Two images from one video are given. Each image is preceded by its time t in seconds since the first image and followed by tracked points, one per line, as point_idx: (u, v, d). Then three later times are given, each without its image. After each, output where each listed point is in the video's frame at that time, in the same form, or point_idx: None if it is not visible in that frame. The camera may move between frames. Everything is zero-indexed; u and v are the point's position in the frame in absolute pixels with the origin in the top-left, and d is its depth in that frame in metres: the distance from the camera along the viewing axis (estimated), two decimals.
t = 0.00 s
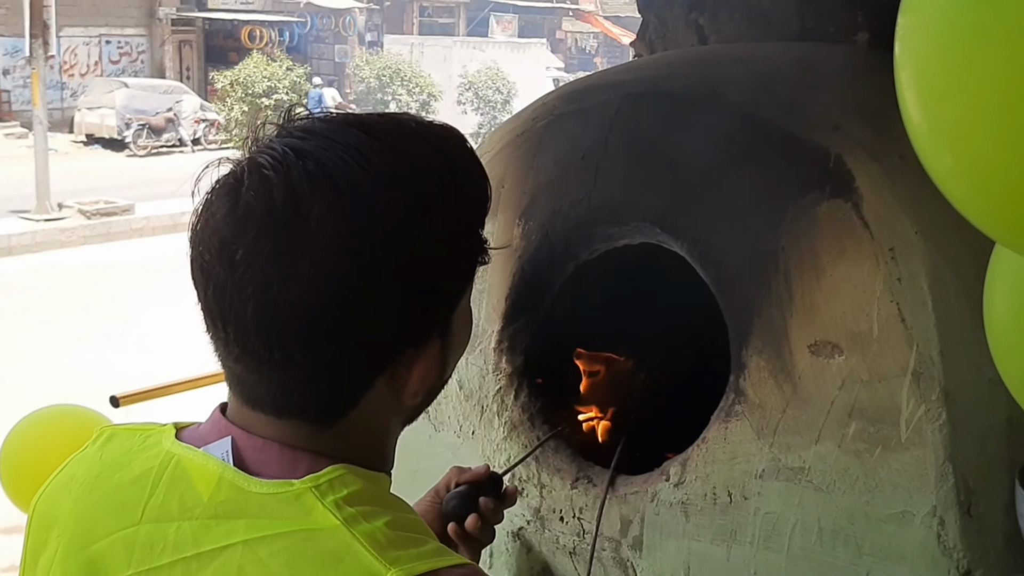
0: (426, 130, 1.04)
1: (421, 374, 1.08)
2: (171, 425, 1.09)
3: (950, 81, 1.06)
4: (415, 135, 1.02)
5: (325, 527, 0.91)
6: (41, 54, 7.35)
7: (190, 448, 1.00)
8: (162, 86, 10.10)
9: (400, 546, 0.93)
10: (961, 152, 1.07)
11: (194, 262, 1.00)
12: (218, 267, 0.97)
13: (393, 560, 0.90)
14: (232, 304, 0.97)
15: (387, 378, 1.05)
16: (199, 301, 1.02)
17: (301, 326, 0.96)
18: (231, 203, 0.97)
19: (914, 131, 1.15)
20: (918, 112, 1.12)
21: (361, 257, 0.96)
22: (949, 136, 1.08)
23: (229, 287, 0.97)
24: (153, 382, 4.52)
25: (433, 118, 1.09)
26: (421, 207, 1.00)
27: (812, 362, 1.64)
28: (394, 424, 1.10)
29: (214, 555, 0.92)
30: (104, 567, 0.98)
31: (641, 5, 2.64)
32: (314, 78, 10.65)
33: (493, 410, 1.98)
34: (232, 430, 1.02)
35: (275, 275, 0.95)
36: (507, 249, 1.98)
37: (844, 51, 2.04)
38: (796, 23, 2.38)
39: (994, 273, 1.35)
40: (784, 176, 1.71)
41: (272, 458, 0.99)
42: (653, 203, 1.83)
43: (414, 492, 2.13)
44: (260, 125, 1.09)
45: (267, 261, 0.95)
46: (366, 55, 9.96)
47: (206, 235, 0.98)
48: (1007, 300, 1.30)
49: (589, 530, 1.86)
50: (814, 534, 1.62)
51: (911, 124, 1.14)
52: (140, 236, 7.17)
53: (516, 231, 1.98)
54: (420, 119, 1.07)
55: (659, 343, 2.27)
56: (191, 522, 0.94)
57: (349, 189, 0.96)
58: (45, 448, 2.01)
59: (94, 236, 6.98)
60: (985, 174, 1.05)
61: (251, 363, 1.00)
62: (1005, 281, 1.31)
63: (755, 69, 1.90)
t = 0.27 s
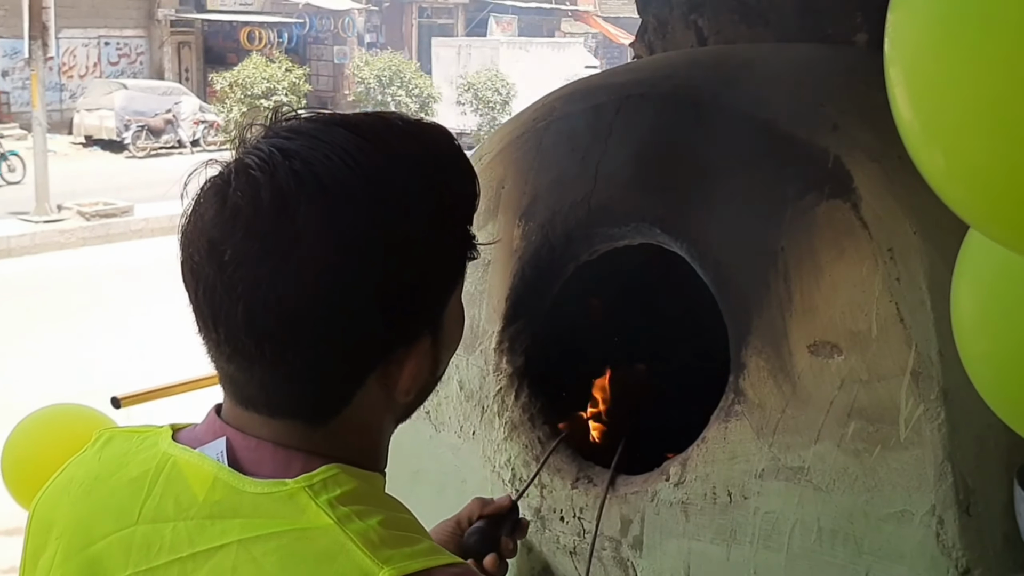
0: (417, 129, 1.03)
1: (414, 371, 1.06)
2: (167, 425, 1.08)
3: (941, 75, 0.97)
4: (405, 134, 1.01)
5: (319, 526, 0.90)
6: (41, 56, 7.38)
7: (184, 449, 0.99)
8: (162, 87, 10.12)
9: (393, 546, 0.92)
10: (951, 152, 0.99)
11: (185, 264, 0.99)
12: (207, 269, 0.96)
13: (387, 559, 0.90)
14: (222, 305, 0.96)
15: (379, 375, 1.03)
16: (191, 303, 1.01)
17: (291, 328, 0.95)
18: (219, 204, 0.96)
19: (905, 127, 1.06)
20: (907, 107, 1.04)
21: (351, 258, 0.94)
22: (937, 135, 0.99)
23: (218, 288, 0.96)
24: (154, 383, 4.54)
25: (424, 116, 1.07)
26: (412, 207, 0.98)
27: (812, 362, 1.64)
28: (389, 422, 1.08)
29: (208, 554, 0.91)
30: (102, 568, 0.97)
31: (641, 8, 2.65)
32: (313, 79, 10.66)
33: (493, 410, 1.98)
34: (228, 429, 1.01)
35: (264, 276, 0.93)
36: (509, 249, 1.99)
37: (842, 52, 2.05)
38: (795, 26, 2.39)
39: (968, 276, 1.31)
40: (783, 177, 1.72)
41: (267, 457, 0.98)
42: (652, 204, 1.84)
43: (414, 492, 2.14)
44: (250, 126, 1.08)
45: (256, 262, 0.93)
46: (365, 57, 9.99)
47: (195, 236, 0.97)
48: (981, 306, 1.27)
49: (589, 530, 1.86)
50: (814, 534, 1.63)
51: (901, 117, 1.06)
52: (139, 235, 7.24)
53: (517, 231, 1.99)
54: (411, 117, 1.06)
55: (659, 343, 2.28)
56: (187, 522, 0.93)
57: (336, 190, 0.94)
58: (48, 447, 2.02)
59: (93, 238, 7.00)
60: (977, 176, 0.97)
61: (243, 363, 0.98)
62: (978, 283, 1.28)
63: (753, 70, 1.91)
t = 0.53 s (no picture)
0: (415, 126, 1.03)
1: (416, 364, 1.06)
2: (172, 423, 1.08)
3: (941, 69, 0.98)
4: (403, 131, 1.02)
5: (324, 520, 0.91)
6: (40, 58, 7.39)
7: (190, 445, 0.99)
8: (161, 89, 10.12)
9: (396, 539, 0.92)
10: (949, 146, 0.99)
11: (187, 263, 1.00)
12: (209, 266, 0.97)
13: (392, 552, 0.90)
14: (225, 302, 0.96)
15: (382, 370, 1.03)
16: (194, 302, 1.01)
17: (293, 324, 0.95)
18: (220, 201, 0.96)
19: (902, 122, 1.06)
20: (905, 101, 1.04)
21: (352, 254, 0.95)
22: (936, 130, 1.00)
23: (220, 285, 0.96)
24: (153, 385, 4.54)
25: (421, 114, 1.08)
26: (411, 203, 0.99)
27: (813, 361, 1.65)
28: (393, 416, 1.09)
29: (215, 550, 0.92)
30: (109, 565, 0.98)
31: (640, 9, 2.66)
32: (313, 81, 10.66)
33: (496, 410, 1.99)
34: (233, 426, 1.02)
35: (266, 273, 0.94)
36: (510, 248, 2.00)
37: (841, 53, 2.05)
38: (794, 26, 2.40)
39: (950, 274, 1.29)
40: (784, 177, 1.72)
41: (271, 454, 0.99)
42: (654, 204, 1.85)
43: (416, 492, 2.14)
44: (248, 125, 1.09)
45: (257, 258, 0.94)
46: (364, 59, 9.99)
47: (196, 234, 0.97)
48: (964, 304, 1.25)
49: (591, 529, 1.87)
50: (815, 532, 1.63)
51: (897, 113, 1.06)
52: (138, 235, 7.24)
53: (518, 232, 2.00)
54: (409, 116, 1.06)
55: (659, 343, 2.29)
56: (194, 518, 0.94)
57: (336, 186, 0.95)
58: (54, 445, 2.03)
59: (93, 240, 7.00)
60: (975, 170, 0.98)
61: (247, 360, 0.99)
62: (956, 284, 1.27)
63: (754, 71, 1.92)
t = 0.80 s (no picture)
0: (419, 127, 1.04)
1: (423, 363, 1.06)
2: (183, 422, 1.09)
3: (942, 70, 0.98)
4: (407, 132, 1.02)
5: (333, 517, 0.92)
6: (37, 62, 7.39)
7: (201, 444, 1.00)
8: (159, 91, 10.13)
9: (405, 535, 0.93)
10: (952, 145, 1.00)
11: (196, 265, 1.01)
12: (219, 268, 0.98)
13: (399, 548, 0.91)
14: (234, 303, 0.97)
15: (389, 368, 1.04)
16: (204, 303, 1.02)
17: (301, 324, 0.96)
18: (228, 204, 0.97)
19: (903, 124, 1.07)
20: (906, 104, 1.05)
21: (358, 255, 0.96)
22: (938, 130, 1.00)
23: (230, 286, 0.97)
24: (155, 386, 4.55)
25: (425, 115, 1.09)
26: (416, 203, 0.99)
27: (814, 360, 1.66)
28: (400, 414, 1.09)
29: (226, 546, 0.93)
30: (122, 562, 0.99)
31: (641, 9, 2.67)
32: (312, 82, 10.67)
33: (498, 410, 2.00)
34: (243, 424, 1.03)
35: (274, 274, 0.95)
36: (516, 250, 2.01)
37: (842, 53, 2.06)
38: (795, 27, 2.40)
39: (949, 272, 1.30)
40: (785, 178, 1.73)
41: (280, 452, 1.00)
42: (656, 205, 1.86)
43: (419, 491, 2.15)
44: (255, 127, 1.10)
45: (266, 259, 0.95)
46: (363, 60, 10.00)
47: (206, 237, 0.99)
48: (962, 303, 1.26)
49: (594, 528, 1.88)
50: (817, 530, 1.64)
51: (898, 114, 1.07)
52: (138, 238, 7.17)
53: (521, 234, 2.01)
54: (414, 117, 1.07)
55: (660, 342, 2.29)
56: (204, 516, 0.95)
57: (342, 186, 0.96)
58: (61, 445, 2.05)
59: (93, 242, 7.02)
60: (978, 168, 0.99)
61: (257, 360, 1.00)
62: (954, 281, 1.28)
63: (754, 72, 1.93)
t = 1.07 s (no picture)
0: (420, 122, 1.05)
1: (428, 355, 1.08)
2: (190, 418, 1.10)
3: (941, 74, 1.00)
4: (409, 127, 1.03)
5: (340, 508, 0.93)
6: (35, 64, 7.38)
7: (210, 438, 1.01)
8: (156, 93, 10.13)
9: (411, 527, 0.94)
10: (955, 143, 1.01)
11: (201, 259, 1.02)
12: (225, 263, 0.99)
13: (407, 539, 0.93)
14: (240, 297, 0.98)
15: (394, 360, 1.05)
16: (210, 298, 1.03)
17: (307, 317, 0.97)
18: (233, 199, 0.98)
19: (906, 121, 1.08)
20: (910, 102, 1.06)
21: (362, 249, 0.97)
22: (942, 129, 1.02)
23: (236, 281, 0.98)
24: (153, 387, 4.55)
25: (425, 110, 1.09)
26: (419, 197, 1.00)
27: (814, 357, 1.67)
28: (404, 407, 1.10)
29: (234, 538, 0.94)
30: (130, 555, 0.99)
31: (640, 10, 2.68)
32: (309, 84, 10.66)
33: (500, 408, 2.01)
34: (250, 418, 1.04)
35: (280, 268, 0.96)
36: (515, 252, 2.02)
37: (840, 53, 2.08)
38: (794, 27, 2.42)
39: (951, 266, 1.31)
40: (784, 177, 1.74)
41: (287, 445, 1.00)
42: (656, 204, 1.87)
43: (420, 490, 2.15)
44: (257, 125, 1.11)
45: (272, 254, 0.96)
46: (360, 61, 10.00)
47: (211, 232, 0.99)
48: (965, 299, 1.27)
49: (595, 525, 1.89)
50: (817, 526, 1.65)
51: (902, 112, 1.08)
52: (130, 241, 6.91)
53: (522, 233, 2.02)
54: (414, 112, 1.08)
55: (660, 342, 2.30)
56: (212, 508, 0.96)
57: (345, 182, 0.97)
58: (62, 446, 2.05)
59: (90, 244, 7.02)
60: (978, 168, 1.00)
61: (263, 353, 1.01)
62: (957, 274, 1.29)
63: (754, 72, 1.94)
